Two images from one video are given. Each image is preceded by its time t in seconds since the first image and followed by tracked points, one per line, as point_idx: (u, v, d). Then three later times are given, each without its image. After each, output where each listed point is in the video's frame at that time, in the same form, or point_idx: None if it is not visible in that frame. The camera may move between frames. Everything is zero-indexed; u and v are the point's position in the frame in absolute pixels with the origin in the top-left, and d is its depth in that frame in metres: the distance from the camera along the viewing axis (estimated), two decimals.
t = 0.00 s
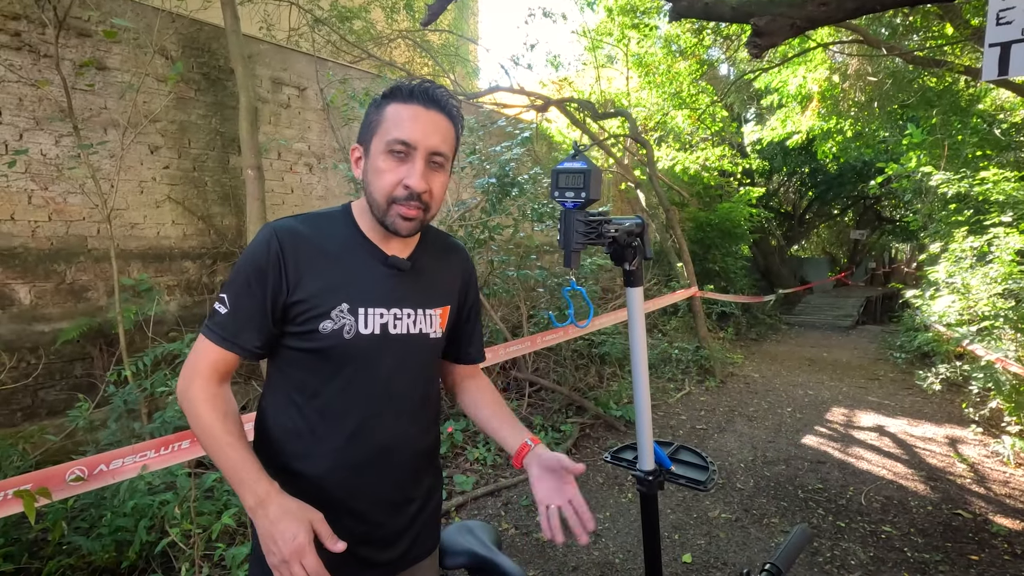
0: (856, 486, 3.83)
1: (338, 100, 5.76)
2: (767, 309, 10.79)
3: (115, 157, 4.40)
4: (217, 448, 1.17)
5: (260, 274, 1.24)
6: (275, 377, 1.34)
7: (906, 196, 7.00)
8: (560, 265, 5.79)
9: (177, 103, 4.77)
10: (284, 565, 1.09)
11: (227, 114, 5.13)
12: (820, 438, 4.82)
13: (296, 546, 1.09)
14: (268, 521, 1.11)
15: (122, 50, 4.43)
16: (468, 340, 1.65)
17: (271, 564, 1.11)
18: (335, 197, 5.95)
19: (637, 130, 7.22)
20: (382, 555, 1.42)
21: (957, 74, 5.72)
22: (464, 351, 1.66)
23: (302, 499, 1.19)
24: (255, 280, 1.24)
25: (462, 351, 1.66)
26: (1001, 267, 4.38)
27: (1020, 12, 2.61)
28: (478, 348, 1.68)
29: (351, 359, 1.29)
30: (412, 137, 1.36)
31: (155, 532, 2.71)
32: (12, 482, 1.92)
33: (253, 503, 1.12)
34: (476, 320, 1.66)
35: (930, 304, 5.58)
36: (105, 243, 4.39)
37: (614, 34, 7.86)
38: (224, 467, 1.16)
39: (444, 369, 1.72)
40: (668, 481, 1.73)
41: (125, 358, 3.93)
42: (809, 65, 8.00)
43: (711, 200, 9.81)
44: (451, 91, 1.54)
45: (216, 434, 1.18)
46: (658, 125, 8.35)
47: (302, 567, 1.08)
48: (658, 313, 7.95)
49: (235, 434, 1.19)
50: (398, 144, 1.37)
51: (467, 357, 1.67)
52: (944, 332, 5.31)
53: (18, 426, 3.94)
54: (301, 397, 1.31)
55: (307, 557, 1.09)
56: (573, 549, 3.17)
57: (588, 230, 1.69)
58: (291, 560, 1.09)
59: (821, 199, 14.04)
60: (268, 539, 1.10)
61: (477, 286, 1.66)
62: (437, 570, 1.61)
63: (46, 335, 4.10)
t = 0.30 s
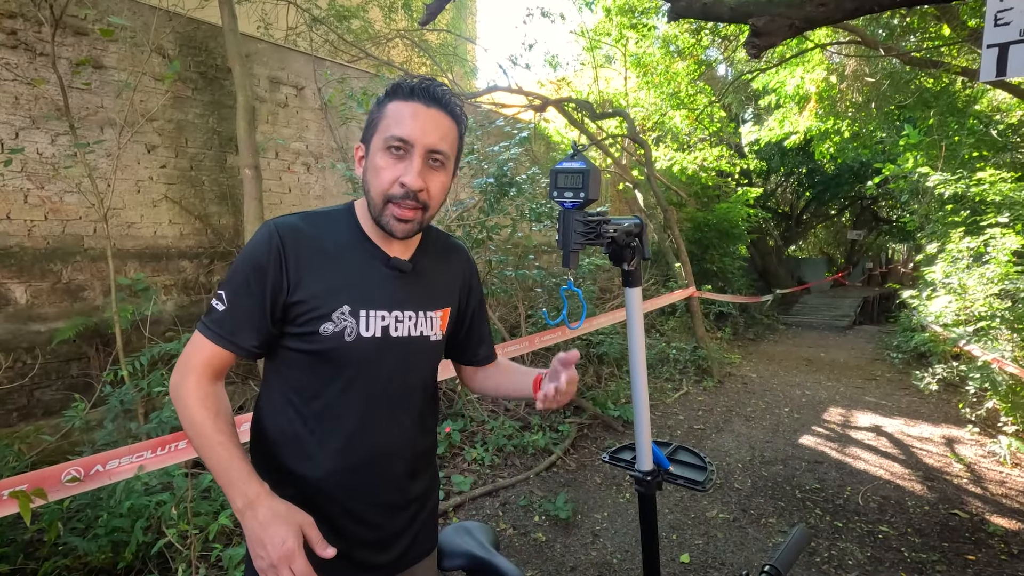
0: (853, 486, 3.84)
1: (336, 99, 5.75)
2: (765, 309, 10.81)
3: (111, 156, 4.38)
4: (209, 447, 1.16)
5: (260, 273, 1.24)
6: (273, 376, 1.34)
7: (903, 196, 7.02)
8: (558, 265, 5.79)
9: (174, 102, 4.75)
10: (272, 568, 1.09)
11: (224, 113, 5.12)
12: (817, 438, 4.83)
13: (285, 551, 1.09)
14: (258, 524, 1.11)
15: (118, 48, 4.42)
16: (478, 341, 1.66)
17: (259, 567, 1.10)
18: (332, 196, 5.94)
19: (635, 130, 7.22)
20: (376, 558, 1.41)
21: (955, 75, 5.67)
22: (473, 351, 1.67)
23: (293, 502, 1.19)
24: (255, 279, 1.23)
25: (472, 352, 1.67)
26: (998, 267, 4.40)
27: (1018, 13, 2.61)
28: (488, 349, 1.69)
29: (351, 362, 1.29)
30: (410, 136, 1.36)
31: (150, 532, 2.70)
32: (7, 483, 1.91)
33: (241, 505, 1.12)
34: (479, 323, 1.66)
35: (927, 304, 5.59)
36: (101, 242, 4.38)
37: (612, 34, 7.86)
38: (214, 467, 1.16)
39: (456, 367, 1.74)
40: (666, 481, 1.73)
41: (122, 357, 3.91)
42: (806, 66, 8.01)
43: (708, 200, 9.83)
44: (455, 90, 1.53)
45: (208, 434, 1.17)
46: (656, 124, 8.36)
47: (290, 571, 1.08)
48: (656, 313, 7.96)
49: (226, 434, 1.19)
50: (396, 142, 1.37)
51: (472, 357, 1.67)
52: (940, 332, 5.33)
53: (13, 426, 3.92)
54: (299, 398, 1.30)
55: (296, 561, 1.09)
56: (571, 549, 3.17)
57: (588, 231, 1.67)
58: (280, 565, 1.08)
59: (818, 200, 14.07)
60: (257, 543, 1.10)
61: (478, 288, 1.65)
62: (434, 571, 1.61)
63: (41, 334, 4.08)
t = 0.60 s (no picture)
0: (850, 486, 3.85)
1: (334, 99, 5.75)
2: (762, 309, 10.82)
3: (109, 155, 4.37)
4: (211, 448, 1.17)
5: (259, 272, 1.24)
6: (273, 376, 1.34)
7: (900, 196, 7.04)
8: (555, 265, 5.79)
9: (172, 101, 4.75)
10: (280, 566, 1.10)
11: (222, 113, 5.11)
12: (814, 437, 4.84)
13: (292, 550, 1.09)
14: (262, 525, 1.11)
15: (116, 47, 4.41)
16: (477, 346, 1.68)
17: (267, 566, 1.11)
18: (330, 196, 5.94)
19: (633, 130, 7.24)
20: (378, 556, 1.41)
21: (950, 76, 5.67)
22: (472, 358, 1.69)
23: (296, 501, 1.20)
24: (254, 278, 1.23)
25: (471, 358, 1.69)
26: (994, 267, 4.44)
27: (1013, 15, 2.57)
28: (485, 354, 1.71)
29: (350, 360, 1.29)
30: (417, 129, 1.37)
31: (148, 532, 2.70)
32: (5, 482, 1.91)
33: (245, 506, 1.12)
34: (477, 326, 1.67)
35: (923, 304, 5.61)
36: (99, 242, 4.37)
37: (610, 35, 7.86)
38: (216, 468, 1.16)
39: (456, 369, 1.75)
40: (663, 480, 1.73)
41: (119, 357, 3.91)
42: (804, 66, 8.04)
43: (706, 200, 9.85)
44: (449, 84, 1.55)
45: (209, 435, 1.18)
46: (653, 125, 8.52)
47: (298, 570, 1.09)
48: (654, 313, 7.97)
49: (228, 435, 1.19)
50: (402, 136, 1.38)
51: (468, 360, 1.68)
52: (937, 332, 5.34)
53: (10, 425, 3.92)
54: (299, 397, 1.31)
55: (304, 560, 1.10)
56: (569, 548, 3.18)
57: (585, 231, 1.67)
58: (289, 564, 1.09)
59: (816, 200, 14.10)
60: (262, 542, 1.11)
61: (477, 288, 1.66)
62: (432, 571, 1.61)
63: (39, 334, 4.07)
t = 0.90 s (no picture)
0: (843, 485, 3.88)
1: (330, 99, 5.75)
2: (757, 309, 10.87)
3: (103, 155, 4.36)
4: (205, 449, 1.17)
5: (260, 272, 1.25)
6: (272, 377, 1.34)
7: (893, 197, 7.10)
8: (551, 265, 5.81)
9: (166, 101, 4.73)
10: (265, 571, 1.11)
11: (217, 113, 5.10)
12: (808, 437, 4.87)
13: (276, 557, 1.11)
14: (249, 530, 1.12)
15: (110, 46, 4.39)
16: (468, 350, 1.67)
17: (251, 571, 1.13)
18: (326, 197, 5.93)
19: (628, 131, 7.25)
20: (372, 559, 1.41)
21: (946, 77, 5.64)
22: (462, 362, 1.68)
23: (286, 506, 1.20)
24: (255, 278, 1.24)
25: (459, 362, 1.68)
26: (986, 268, 4.45)
27: (1002, 19, 2.60)
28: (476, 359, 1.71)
29: (349, 361, 1.30)
30: (415, 123, 1.39)
31: (144, 533, 2.69)
32: None
33: (234, 511, 1.13)
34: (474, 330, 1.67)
35: (916, 304, 5.65)
36: (93, 242, 4.35)
37: (605, 35, 7.88)
38: (210, 470, 1.16)
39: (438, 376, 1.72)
40: (659, 480, 1.74)
41: (114, 357, 3.89)
42: (798, 68, 8.08)
43: (701, 201, 9.88)
44: (444, 83, 1.58)
45: (205, 436, 1.18)
46: (649, 125, 8.39)
47: None
48: (649, 313, 7.99)
49: (222, 437, 1.19)
50: (400, 131, 1.40)
51: (457, 369, 1.68)
52: (929, 332, 5.38)
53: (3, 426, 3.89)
54: (297, 398, 1.31)
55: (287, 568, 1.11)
56: (564, 548, 3.19)
57: (581, 232, 1.68)
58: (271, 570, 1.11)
59: (810, 201, 14.18)
60: (249, 547, 1.12)
61: (475, 294, 1.65)
62: (430, 571, 1.62)
63: (32, 334, 4.05)
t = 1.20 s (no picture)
0: (833, 483, 3.92)
1: (321, 99, 5.72)
2: (748, 309, 10.94)
3: (91, 154, 4.31)
4: (208, 456, 1.17)
5: (256, 274, 1.24)
6: (268, 379, 1.33)
7: (882, 198, 7.17)
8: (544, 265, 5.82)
9: (156, 100, 4.69)
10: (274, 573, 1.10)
11: (207, 112, 5.06)
12: (799, 436, 4.90)
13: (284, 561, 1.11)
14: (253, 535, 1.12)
15: (98, 44, 4.35)
16: (460, 346, 1.66)
17: None
18: (318, 196, 5.90)
19: (621, 132, 7.28)
20: (373, 559, 1.40)
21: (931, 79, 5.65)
22: (454, 357, 1.67)
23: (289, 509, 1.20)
24: (251, 280, 1.23)
25: (452, 357, 1.67)
26: (973, 268, 4.52)
27: (990, 23, 2.62)
28: (469, 354, 1.69)
29: (347, 360, 1.29)
30: (398, 117, 1.39)
31: (133, 536, 2.66)
32: None
33: (238, 517, 1.12)
34: (466, 326, 1.66)
35: (904, 304, 5.70)
36: (81, 242, 4.31)
37: (598, 36, 7.90)
38: (213, 475, 1.16)
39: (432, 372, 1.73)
40: (652, 480, 1.75)
41: (103, 359, 3.85)
42: (789, 69, 8.12)
43: (693, 202, 9.94)
44: (427, 80, 1.58)
45: (206, 442, 1.17)
46: (641, 126, 8.52)
47: None
48: (642, 313, 8.02)
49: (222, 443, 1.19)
50: (383, 125, 1.39)
51: (451, 364, 1.68)
52: (917, 332, 5.43)
53: None
54: (294, 399, 1.30)
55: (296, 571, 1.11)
56: (558, 548, 3.19)
57: (575, 233, 1.68)
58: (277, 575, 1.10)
59: (800, 201, 14.30)
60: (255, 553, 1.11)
61: (467, 291, 1.65)
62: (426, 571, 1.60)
63: (19, 335, 4.00)
